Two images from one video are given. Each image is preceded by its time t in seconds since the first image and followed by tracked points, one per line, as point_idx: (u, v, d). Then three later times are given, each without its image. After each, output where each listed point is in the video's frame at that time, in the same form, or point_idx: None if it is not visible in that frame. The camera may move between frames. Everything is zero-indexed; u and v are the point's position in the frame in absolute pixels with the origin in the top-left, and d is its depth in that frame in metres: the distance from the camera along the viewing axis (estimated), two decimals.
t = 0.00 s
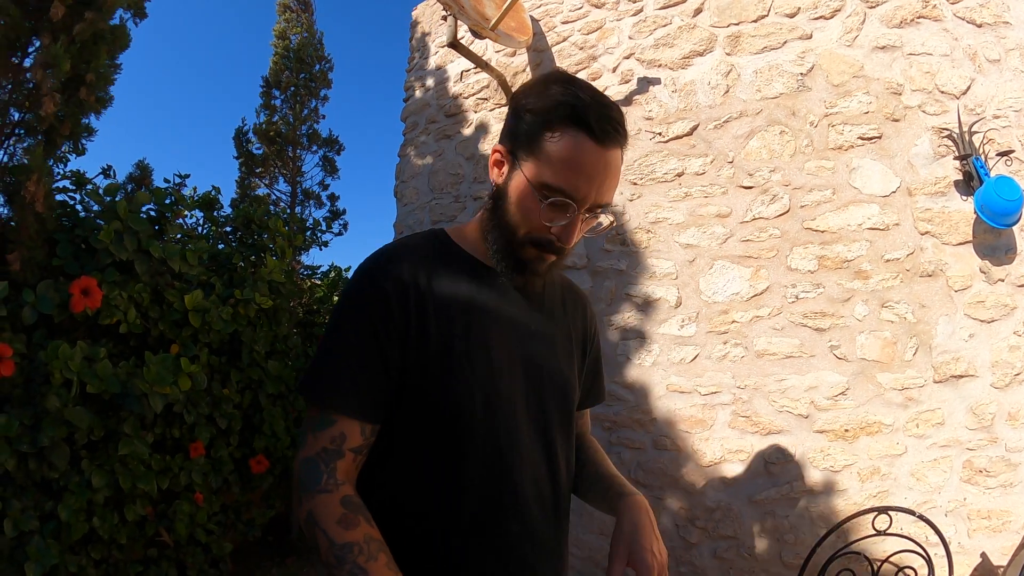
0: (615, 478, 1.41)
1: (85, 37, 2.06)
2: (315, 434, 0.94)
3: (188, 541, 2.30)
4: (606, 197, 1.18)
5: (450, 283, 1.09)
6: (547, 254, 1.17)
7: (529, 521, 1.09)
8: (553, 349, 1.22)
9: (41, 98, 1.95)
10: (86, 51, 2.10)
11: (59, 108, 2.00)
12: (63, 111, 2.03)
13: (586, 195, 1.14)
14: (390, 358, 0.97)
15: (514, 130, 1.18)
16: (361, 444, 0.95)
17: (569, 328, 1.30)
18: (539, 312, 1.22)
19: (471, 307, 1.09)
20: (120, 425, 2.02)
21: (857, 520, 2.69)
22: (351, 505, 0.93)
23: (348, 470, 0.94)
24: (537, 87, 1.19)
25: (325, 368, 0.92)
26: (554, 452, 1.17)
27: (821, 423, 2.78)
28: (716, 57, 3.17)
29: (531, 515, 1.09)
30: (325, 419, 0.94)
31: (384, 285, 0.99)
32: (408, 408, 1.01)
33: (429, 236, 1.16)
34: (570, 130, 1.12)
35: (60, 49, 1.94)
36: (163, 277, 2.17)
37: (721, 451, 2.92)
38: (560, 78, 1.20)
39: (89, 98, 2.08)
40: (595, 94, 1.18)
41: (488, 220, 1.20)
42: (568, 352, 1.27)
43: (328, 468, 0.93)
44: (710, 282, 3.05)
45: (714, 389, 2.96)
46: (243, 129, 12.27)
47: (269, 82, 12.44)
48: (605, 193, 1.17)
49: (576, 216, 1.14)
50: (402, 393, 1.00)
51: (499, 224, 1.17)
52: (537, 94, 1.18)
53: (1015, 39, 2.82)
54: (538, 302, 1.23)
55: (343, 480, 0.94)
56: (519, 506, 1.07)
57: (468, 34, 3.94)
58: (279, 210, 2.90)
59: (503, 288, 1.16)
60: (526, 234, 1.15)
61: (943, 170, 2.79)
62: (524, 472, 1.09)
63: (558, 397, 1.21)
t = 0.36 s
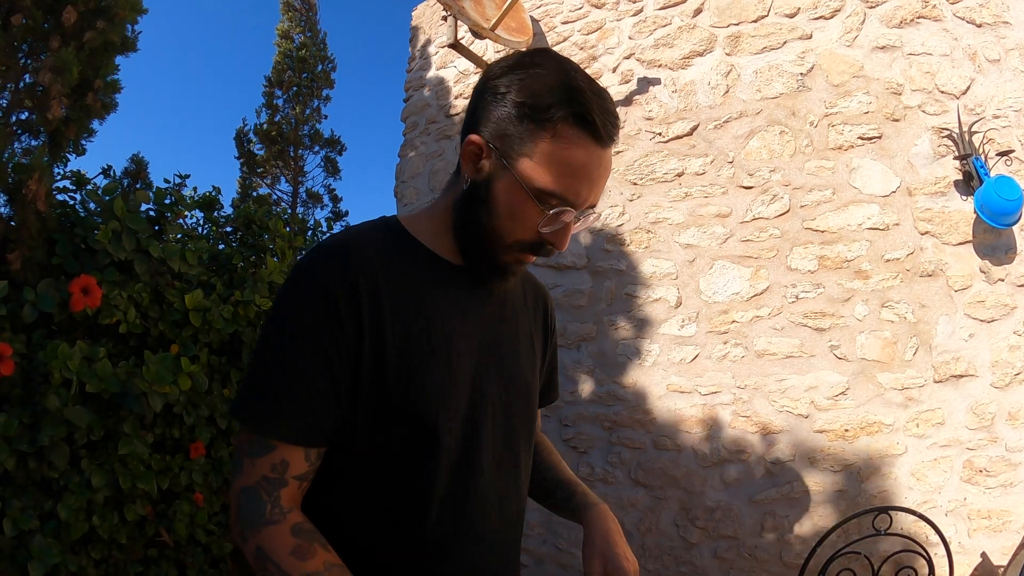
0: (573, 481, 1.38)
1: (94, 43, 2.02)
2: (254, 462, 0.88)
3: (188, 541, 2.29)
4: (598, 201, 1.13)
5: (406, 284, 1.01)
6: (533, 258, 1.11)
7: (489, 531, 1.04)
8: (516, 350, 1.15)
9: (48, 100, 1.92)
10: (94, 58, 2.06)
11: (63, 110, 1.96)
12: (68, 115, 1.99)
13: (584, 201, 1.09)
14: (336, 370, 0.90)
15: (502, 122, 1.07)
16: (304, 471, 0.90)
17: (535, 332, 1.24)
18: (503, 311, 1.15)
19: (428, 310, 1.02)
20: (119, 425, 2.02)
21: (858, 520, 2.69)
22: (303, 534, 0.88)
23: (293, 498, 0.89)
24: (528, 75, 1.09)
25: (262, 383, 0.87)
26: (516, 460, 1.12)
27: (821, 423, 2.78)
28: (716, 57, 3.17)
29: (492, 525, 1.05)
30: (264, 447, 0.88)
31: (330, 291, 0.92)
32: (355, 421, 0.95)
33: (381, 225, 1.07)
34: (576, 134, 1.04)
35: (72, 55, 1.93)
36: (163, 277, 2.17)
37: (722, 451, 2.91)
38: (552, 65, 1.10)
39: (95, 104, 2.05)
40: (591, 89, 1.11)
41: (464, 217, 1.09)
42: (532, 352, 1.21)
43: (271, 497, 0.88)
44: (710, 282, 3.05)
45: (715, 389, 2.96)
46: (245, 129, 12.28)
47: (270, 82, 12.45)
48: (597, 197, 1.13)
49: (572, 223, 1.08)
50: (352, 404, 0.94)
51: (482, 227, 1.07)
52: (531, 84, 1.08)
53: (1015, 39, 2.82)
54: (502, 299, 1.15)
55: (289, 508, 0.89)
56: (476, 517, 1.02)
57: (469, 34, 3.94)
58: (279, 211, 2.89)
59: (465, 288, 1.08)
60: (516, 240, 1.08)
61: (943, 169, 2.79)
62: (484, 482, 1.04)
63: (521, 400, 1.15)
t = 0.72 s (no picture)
0: (537, 510, 1.32)
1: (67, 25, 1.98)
2: (219, 475, 0.84)
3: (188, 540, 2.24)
4: (593, 207, 1.12)
5: (384, 286, 1.00)
6: (518, 258, 1.10)
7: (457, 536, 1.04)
8: (491, 355, 1.15)
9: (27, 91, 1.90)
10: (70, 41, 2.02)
11: (44, 99, 1.93)
12: (51, 103, 1.96)
13: (576, 204, 1.07)
14: (312, 372, 0.88)
15: (500, 114, 1.07)
16: (274, 484, 0.87)
17: (509, 340, 1.23)
18: (480, 314, 1.14)
19: (406, 312, 1.01)
20: (119, 424, 2.01)
21: (857, 519, 2.69)
22: (277, 551, 0.85)
23: (263, 511, 0.85)
24: (532, 69, 1.08)
25: (231, 383, 0.83)
26: (489, 465, 1.12)
27: (821, 422, 2.78)
28: (716, 55, 3.16)
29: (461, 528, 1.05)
30: (229, 459, 0.83)
31: (306, 294, 0.89)
32: (327, 425, 0.92)
33: (360, 220, 1.04)
34: (574, 134, 1.03)
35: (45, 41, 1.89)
36: (163, 276, 2.17)
37: (722, 450, 2.91)
38: (559, 62, 1.09)
39: (76, 88, 1.99)
40: (597, 91, 1.10)
41: (451, 209, 1.09)
42: (506, 357, 1.21)
43: (239, 512, 0.84)
44: (710, 281, 3.05)
45: (715, 388, 2.96)
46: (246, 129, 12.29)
47: (271, 81, 12.44)
48: (592, 203, 1.11)
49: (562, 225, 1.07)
50: (325, 407, 0.91)
51: (469, 219, 1.07)
52: (534, 79, 1.07)
53: (1015, 38, 2.82)
54: (479, 302, 1.14)
55: (259, 523, 0.85)
56: (445, 523, 1.02)
57: (469, 33, 3.94)
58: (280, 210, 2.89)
59: (443, 290, 1.07)
60: (502, 236, 1.07)
61: (943, 168, 2.79)
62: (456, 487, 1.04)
63: (494, 405, 1.15)
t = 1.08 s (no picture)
0: (555, 528, 1.31)
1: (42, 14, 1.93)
2: (214, 478, 0.85)
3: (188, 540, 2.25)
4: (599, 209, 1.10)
5: (377, 286, 1.00)
6: (523, 262, 1.10)
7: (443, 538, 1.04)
8: (488, 358, 1.14)
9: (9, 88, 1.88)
10: (47, 29, 1.98)
11: (29, 93, 1.92)
12: (37, 96, 1.95)
13: (581, 206, 1.06)
14: (297, 370, 0.89)
15: (502, 116, 1.07)
16: (268, 486, 0.89)
17: (511, 343, 1.22)
18: (477, 317, 1.14)
19: (397, 312, 1.01)
20: (118, 424, 2.01)
21: (856, 519, 2.68)
22: (271, 556, 0.87)
23: (257, 514, 0.87)
24: (534, 71, 1.07)
25: (216, 378, 0.85)
26: (482, 469, 1.11)
27: (820, 422, 2.78)
28: (715, 55, 3.16)
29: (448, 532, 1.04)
30: (223, 460, 0.85)
31: (291, 293, 0.90)
32: (312, 423, 0.92)
33: (359, 222, 1.05)
34: (579, 135, 1.02)
35: (18, 34, 1.84)
36: (162, 275, 2.17)
37: (721, 449, 2.91)
38: (563, 61, 1.08)
39: (59, 78, 1.97)
40: (602, 91, 1.08)
41: (452, 211, 1.08)
42: (506, 361, 1.20)
43: (234, 515, 0.86)
44: (709, 280, 3.05)
45: (713, 388, 2.96)
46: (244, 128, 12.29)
47: (269, 80, 12.44)
48: (599, 205, 1.10)
49: (566, 227, 1.06)
50: (311, 405, 0.92)
51: (471, 221, 1.06)
52: (536, 80, 1.06)
53: (1014, 38, 2.82)
54: (477, 305, 1.14)
55: (254, 527, 0.87)
56: (431, 525, 1.02)
57: (467, 33, 3.93)
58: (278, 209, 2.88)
59: (439, 292, 1.07)
60: (505, 239, 1.06)
61: (942, 168, 2.79)
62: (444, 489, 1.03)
63: (491, 409, 1.14)
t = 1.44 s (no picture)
0: (554, 539, 1.30)
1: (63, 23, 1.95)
2: (208, 472, 0.85)
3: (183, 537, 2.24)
4: (597, 205, 1.10)
5: (375, 283, 0.99)
6: (519, 258, 1.09)
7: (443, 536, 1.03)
8: (488, 356, 1.14)
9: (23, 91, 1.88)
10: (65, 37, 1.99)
11: (40, 99, 1.91)
12: (47, 103, 1.93)
13: (579, 200, 1.06)
14: (293, 366, 0.89)
15: (501, 107, 1.07)
16: (264, 480, 0.89)
17: (512, 343, 1.21)
18: (477, 314, 1.13)
19: (396, 309, 1.01)
20: (114, 422, 2.01)
21: (852, 516, 2.69)
22: (263, 550, 0.86)
23: (252, 509, 0.87)
24: (536, 63, 1.07)
25: (213, 374, 0.85)
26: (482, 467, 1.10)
27: (814, 419, 2.79)
28: (712, 53, 3.16)
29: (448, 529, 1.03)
30: (218, 454, 0.85)
31: (289, 288, 0.90)
32: (310, 420, 0.92)
33: (361, 218, 1.05)
34: (580, 127, 1.02)
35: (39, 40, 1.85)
36: (157, 272, 2.16)
37: (716, 446, 2.92)
38: (565, 55, 1.08)
39: (73, 88, 1.96)
40: (603, 87, 1.09)
41: (450, 203, 1.08)
42: (507, 360, 1.19)
43: (229, 510, 0.86)
44: (705, 278, 3.05)
45: (709, 385, 2.97)
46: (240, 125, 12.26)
47: (265, 77, 12.40)
48: (598, 201, 1.10)
49: (563, 221, 1.06)
50: (308, 401, 0.92)
51: (467, 213, 1.06)
52: (537, 72, 1.06)
53: (1010, 37, 2.83)
54: (479, 301, 1.14)
55: (249, 521, 0.87)
56: (429, 524, 1.01)
57: (463, 29, 3.93)
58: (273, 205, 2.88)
59: (439, 289, 1.07)
60: (501, 233, 1.06)
61: (938, 166, 2.80)
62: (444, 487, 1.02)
63: (489, 406, 1.13)
